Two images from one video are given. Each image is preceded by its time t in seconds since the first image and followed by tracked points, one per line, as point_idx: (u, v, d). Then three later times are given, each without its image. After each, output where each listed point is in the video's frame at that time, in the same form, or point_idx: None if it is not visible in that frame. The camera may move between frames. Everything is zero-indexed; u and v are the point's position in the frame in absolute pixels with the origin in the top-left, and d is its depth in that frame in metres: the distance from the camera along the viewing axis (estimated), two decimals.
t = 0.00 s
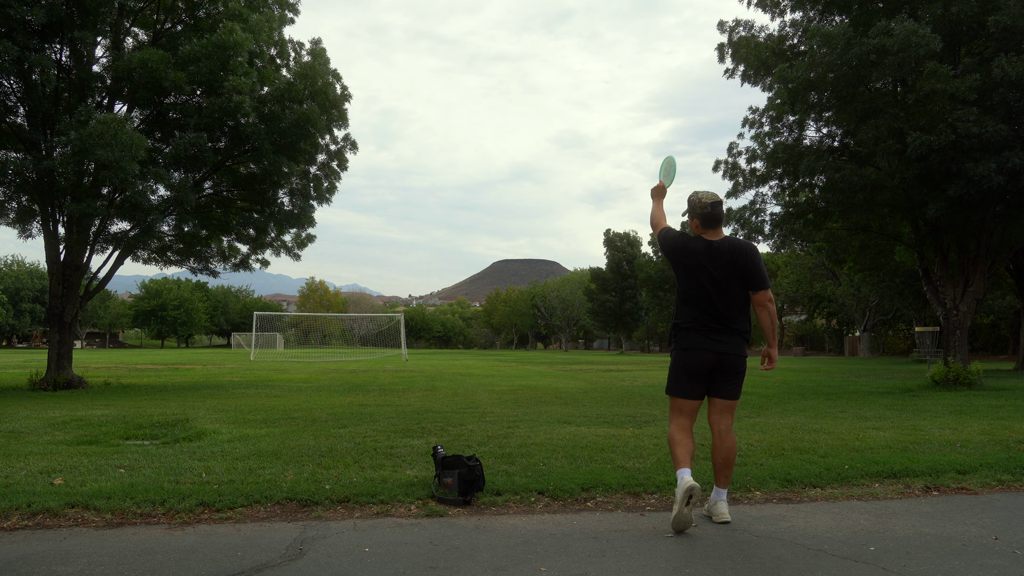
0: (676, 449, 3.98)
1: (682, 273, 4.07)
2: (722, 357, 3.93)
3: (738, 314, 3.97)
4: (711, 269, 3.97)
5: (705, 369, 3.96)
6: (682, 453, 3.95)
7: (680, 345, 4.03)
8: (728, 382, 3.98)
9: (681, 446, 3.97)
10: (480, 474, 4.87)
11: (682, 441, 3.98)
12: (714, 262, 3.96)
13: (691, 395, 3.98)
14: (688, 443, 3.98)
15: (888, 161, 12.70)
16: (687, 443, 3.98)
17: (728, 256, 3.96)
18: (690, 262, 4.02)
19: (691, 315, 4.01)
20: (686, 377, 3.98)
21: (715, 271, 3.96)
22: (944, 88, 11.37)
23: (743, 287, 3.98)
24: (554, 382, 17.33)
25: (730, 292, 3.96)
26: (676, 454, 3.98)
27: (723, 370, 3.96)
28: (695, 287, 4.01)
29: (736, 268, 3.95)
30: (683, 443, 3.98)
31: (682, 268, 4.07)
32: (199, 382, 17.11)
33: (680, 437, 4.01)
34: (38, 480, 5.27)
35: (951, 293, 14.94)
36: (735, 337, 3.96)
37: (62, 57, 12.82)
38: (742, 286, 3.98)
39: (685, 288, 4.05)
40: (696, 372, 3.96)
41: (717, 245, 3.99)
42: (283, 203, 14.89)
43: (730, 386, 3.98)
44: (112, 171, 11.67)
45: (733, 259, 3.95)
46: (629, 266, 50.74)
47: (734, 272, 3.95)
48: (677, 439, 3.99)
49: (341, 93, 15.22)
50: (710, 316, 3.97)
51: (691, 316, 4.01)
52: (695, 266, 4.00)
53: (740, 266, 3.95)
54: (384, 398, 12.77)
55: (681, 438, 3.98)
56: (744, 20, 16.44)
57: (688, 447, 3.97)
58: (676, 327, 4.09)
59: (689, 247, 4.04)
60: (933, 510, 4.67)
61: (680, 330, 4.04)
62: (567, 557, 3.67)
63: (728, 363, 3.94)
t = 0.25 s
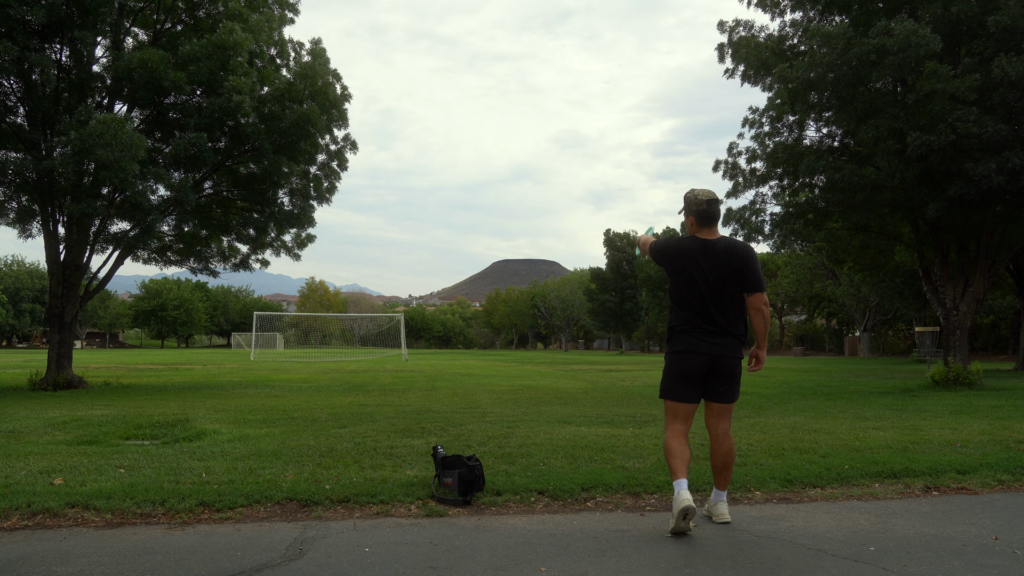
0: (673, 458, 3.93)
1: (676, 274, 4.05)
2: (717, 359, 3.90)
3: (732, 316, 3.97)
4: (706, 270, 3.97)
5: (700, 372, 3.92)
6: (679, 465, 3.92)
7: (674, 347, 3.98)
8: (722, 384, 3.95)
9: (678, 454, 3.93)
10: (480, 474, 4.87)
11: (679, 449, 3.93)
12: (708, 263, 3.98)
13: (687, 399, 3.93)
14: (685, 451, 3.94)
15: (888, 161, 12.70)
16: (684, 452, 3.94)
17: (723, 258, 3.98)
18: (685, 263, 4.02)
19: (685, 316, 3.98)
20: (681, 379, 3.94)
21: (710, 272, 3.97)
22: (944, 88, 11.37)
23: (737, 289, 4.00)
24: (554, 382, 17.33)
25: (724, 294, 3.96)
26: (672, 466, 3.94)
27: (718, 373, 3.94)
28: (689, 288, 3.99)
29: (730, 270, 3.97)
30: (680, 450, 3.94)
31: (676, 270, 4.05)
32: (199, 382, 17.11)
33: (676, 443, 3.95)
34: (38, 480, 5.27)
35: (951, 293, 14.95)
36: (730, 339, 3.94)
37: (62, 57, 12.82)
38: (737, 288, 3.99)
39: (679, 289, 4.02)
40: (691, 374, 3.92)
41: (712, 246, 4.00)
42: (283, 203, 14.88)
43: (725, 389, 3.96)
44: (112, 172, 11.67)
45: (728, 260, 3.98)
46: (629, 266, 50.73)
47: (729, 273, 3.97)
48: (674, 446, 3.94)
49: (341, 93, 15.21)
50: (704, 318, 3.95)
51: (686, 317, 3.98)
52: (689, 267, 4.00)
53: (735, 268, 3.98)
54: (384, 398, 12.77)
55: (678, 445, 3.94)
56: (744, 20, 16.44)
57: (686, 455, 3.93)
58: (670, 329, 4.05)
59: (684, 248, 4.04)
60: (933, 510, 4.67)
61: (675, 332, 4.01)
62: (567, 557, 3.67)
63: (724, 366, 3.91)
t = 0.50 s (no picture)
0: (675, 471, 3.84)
1: (668, 278, 3.94)
2: (711, 364, 3.82)
3: (725, 319, 3.91)
4: (698, 273, 3.90)
5: (693, 376, 3.83)
6: (682, 479, 3.83)
7: (667, 352, 3.87)
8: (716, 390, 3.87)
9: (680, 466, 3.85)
10: (480, 474, 4.88)
11: (681, 460, 3.85)
12: (700, 265, 3.91)
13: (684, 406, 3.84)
14: (688, 464, 3.86)
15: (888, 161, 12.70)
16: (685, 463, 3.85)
17: (714, 259, 3.93)
18: (677, 265, 3.93)
19: (678, 319, 3.88)
20: (675, 385, 3.84)
21: (702, 274, 3.90)
22: (944, 88, 11.37)
23: (729, 291, 3.95)
24: (554, 382, 17.32)
25: (717, 296, 3.90)
26: (675, 481, 3.84)
27: (712, 378, 3.86)
28: (681, 291, 3.90)
29: (722, 272, 3.93)
30: (682, 461, 3.86)
31: (667, 273, 3.94)
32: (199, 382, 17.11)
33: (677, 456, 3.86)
34: (38, 480, 5.27)
35: (951, 293, 14.95)
36: (723, 344, 3.87)
37: (62, 57, 12.81)
38: (729, 290, 3.94)
39: (671, 294, 3.92)
40: (685, 378, 3.82)
41: (703, 248, 3.95)
42: (283, 203, 14.88)
43: (719, 395, 3.88)
44: (112, 172, 11.67)
45: (719, 261, 3.93)
46: (629, 266, 50.70)
47: (721, 274, 3.92)
48: (675, 459, 3.85)
49: (341, 93, 15.20)
50: (698, 320, 3.86)
51: (679, 320, 3.88)
52: (681, 270, 3.92)
53: (726, 269, 3.93)
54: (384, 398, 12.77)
55: (679, 456, 3.86)
56: (744, 20, 16.44)
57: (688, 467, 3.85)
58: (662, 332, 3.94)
59: (675, 251, 3.97)
60: (933, 510, 4.67)
61: (667, 336, 3.90)
62: (567, 557, 3.67)
63: (718, 370, 3.83)
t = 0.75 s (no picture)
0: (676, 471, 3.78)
1: (663, 270, 3.82)
2: (710, 357, 3.73)
3: (722, 311, 3.82)
4: (693, 263, 3.81)
5: (692, 372, 3.73)
6: (682, 479, 3.78)
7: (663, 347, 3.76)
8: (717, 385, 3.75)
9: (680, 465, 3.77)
10: (480, 474, 4.88)
11: (681, 460, 3.77)
12: (695, 255, 3.82)
13: (682, 402, 3.75)
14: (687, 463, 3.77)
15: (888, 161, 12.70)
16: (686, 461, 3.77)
17: (708, 249, 3.85)
18: (672, 256, 3.82)
19: (674, 313, 3.78)
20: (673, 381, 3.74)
21: (697, 265, 3.81)
22: (944, 88, 11.37)
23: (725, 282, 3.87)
24: (554, 382, 17.34)
25: (714, 287, 3.81)
26: (675, 481, 3.80)
27: (712, 372, 3.74)
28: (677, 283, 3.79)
29: (716, 263, 3.85)
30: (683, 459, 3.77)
31: (662, 265, 3.82)
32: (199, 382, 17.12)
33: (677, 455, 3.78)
34: (38, 480, 5.27)
35: (951, 293, 14.96)
36: (722, 336, 3.78)
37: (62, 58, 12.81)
38: (724, 281, 3.87)
39: (667, 286, 3.80)
40: (683, 373, 3.72)
41: (697, 238, 3.86)
42: (283, 203, 14.88)
43: (720, 390, 3.75)
44: (112, 172, 11.67)
45: (714, 252, 3.86)
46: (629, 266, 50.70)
47: (715, 265, 3.85)
48: (675, 458, 3.77)
49: (341, 93, 15.20)
50: (694, 313, 3.76)
51: (675, 313, 3.78)
52: (676, 261, 3.81)
53: (720, 260, 3.86)
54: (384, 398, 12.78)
55: (680, 455, 3.77)
56: (744, 20, 16.45)
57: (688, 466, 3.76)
58: (657, 327, 3.83)
59: (667, 242, 3.86)
60: (933, 510, 4.67)
61: (663, 329, 3.79)
62: (567, 557, 3.67)
63: (717, 364, 3.73)
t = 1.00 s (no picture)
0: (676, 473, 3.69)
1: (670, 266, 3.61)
2: (718, 356, 3.51)
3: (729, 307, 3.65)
4: (701, 258, 3.62)
5: (695, 374, 3.54)
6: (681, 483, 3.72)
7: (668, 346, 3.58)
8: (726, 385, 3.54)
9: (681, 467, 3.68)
10: (480, 474, 4.88)
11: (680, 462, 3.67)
12: (703, 249, 3.62)
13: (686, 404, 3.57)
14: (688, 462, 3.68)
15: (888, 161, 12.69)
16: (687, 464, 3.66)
17: (716, 243, 3.67)
18: (679, 250, 3.61)
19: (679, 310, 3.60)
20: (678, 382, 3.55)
21: (705, 259, 3.62)
22: (944, 88, 11.37)
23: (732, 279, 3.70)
24: (554, 382, 17.34)
25: (722, 283, 3.63)
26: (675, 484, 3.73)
27: (719, 372, 3.53)
28: (684, 279, 3.59)
29: (725, 258, 3.67)
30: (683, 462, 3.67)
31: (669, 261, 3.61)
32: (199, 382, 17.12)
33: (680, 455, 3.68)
34: (38, 480, 5.27)
35: (950, 293, 14.97)
36: (728, 335, 3.59)
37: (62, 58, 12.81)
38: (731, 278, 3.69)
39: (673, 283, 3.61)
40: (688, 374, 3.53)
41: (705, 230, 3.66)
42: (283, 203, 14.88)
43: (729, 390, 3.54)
44: (112, 171, 11.67)
45: (722, 246, 3.68)
46: (629, 266, 50.72)
47: (723, 260, 3.67)
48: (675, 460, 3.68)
49: (341, 93, 15.20)
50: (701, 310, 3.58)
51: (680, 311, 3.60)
52: (682, 255, 3.60)
53: (726, 255, 3.69)
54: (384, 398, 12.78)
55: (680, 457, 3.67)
56: (744, 20, 16.45)
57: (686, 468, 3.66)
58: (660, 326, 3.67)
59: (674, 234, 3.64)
60: (933, 510, 4.67)
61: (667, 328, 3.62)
62: (567, 557, 3.67)
63: (725, 364, 3.51)
